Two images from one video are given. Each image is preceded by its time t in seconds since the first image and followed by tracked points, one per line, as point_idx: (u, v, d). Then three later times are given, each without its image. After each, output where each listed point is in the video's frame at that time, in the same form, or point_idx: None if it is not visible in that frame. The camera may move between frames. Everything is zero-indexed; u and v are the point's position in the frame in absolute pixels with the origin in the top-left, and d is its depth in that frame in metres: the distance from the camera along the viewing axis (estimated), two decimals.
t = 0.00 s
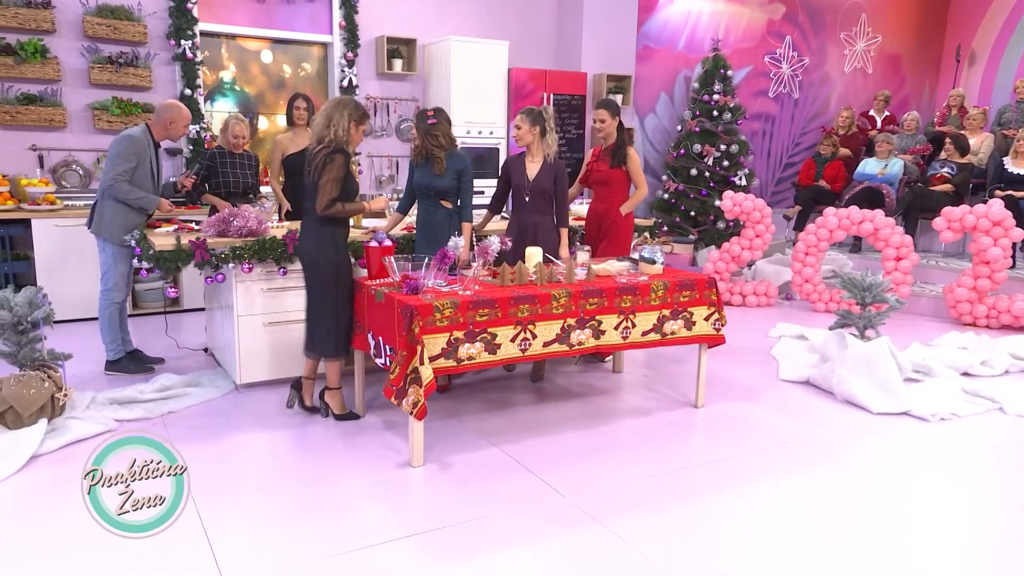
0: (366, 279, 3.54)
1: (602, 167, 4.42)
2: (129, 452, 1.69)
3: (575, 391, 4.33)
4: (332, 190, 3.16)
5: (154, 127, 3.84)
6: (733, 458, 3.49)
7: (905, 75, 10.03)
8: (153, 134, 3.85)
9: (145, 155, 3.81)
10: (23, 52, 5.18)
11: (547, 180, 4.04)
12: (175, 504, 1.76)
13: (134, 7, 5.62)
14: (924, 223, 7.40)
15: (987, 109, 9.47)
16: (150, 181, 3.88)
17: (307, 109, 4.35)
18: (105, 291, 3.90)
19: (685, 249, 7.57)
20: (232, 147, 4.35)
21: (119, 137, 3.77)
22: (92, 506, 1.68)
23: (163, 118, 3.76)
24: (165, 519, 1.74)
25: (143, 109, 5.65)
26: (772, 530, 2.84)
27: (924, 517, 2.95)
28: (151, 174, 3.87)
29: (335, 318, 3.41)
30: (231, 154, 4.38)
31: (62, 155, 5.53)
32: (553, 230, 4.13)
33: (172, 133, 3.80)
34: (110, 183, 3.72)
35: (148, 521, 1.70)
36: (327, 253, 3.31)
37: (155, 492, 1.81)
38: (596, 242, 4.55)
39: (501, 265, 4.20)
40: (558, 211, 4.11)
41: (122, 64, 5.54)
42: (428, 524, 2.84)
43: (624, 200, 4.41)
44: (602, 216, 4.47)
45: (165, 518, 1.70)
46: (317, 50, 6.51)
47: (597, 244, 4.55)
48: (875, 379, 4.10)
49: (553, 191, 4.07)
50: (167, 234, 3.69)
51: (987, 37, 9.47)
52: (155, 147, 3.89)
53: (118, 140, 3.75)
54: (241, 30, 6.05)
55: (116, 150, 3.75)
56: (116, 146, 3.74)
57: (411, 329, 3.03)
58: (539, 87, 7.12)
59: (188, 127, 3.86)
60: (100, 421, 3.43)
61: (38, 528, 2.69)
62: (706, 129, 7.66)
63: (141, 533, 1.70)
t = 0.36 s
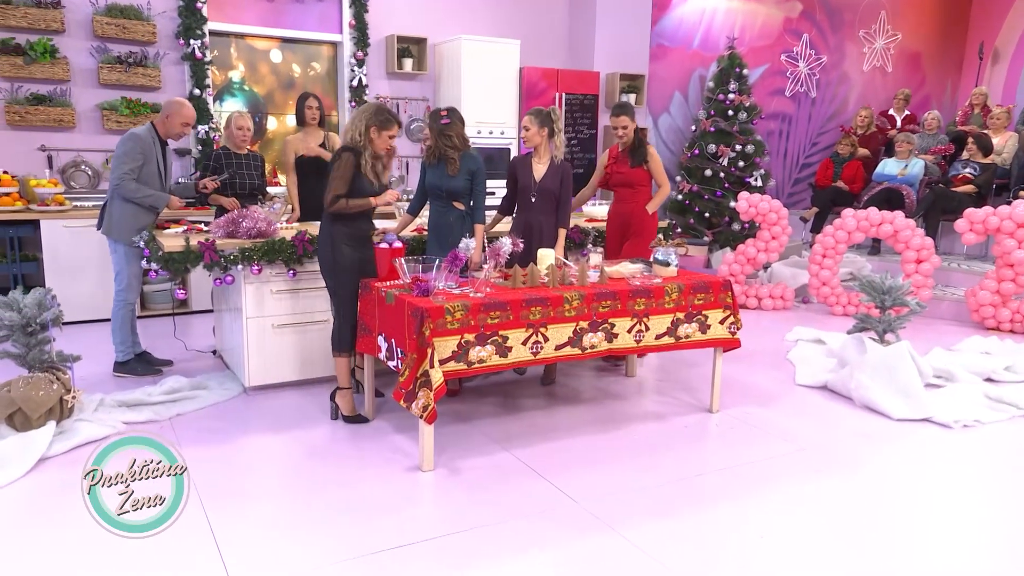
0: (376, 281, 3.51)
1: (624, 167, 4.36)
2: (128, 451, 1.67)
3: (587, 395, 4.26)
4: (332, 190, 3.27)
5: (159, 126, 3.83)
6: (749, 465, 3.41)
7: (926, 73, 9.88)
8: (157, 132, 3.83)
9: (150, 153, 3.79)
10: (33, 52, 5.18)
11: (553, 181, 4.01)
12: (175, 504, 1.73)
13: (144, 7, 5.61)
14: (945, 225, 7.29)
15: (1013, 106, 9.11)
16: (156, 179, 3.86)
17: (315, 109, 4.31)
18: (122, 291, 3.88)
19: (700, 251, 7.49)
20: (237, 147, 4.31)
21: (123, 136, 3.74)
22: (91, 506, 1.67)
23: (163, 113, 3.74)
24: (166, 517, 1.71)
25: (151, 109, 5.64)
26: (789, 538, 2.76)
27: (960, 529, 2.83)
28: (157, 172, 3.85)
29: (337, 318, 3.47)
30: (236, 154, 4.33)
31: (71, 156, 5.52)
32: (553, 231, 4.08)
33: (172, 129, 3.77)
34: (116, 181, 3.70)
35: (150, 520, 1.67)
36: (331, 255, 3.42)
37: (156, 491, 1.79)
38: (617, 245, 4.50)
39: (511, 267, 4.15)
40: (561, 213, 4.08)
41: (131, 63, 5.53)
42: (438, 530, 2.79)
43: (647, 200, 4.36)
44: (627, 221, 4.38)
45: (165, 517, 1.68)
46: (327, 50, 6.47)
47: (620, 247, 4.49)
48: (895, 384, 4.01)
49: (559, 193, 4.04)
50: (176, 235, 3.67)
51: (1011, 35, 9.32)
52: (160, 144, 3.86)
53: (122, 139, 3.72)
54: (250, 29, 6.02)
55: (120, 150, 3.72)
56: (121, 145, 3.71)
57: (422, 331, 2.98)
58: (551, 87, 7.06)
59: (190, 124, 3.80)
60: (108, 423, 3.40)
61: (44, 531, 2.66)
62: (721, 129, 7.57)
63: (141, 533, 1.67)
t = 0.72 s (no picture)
0: (386, 283, 3.46)
1: (652, 172, 4.33)
2: (129, 451, 1.68)
3: (599, 400, 4.19)
4: (331, 182, 3.48)
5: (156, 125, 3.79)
6: (766, 472, 3.33)
7: (947, 71, 9.73)
8: (154, 131, 3.79)
9: (149, 154, 3.76)
10: (42, 52, 5.13)
11: (560, 183, 3.96)
12: (176, 503, 1.73)
13: (152, 6, 5.56)
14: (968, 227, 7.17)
15: None
16: (157, 179, 3.82)
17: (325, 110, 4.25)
18: (127, 294, 3.85)
19: (714, 253, 7.39)
20: (242, 148, 4.12)
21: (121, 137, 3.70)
22: (91, 506, 1.67)
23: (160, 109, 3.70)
24: (168, 517, 1.71)
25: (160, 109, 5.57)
26: (808, 547, 2.69)
27: (986, 540, 2.74)
28: (157, 172, 3.82)
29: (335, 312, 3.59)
30: (242, 155, 4.15)
31: (80, 157, 5.47)
32: (557, 232, 4.02)
33: (167, 126, 3.71)
34: (121, 180, 3.66)
35: (150, 521, 1.67)
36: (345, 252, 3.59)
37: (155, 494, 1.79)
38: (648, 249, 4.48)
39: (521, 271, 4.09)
40: (567, 214, 4.01)
41: (140, 63, 5.46)
42: (449, 535, 2.74)
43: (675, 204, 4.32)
44: (655, 221, 4.34)
45: (166, 518, 1.68)
46: (336, 49, 6.36)
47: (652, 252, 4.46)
48: (916, 390, 3.92)
49: (565, 194, 3.99)
50: (184, 236, 3.64)
51: None
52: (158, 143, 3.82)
53: (121, 140, 3.69)
54: (260, 29, 5.93)
55: (120, 151, 3.69)
56: (119, 147, 3.67)
57: (432, 335, 2.93)
58: (564, 86, 6.97)
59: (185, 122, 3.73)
60: (116, 426, 3.37)
61: (52, 534, 2.64)
62: (735, 129, 7.50)
63: (141, 533, 1.67)
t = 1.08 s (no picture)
0: (395, 285, 3.42)
1: (681, 171, 4.28)
2: (131, 450, 1.69)
3: (610, 405, 4.13)
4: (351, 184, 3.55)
5: (155, 125, 3.75)
6: (783, 479, 3.26)
7: (969, 69, 9.57)
8: (153, 131, 3.76)
9: (152, 156, 3.74)
10: (51, 52, 5.11)
11: (565, 183, 3.90)
12: (176, 505, 1.73)
13: (161, 6, 5.51)
14: (990, 229, 7.06)
15: None
16: (161, 180, 3.81)
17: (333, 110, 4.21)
18: (131, 298, 3.83)
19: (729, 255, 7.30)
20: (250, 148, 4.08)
21: (122, 142, 3.65)
22: (90, 505, 1.67)
23: (158, 106, 3.68)
24: (169, 517, 1.72)
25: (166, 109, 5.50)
26: (830, 558, 2.60)
27: (1013, 551, 2.66)
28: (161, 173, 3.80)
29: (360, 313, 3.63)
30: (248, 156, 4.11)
31: (88, 157, 5.44)
32: (564, 235, 3.98)
33: (168, 122, 3.70)
34: (130, 189, 3.62)
35: (149, 521, 1.67)
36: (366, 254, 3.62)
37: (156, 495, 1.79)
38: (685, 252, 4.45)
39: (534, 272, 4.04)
40: (573, 216, 3.96)
41: (148, 63, 5.43)
42: (459, 541, 2.69)
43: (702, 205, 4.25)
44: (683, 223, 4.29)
45: (166, 518, 1.68)
46: (345, 49, 6.29)
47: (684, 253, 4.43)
48: (937, 396, 3.82)
49: (570, 195, 3.93)
50: (192, 238, 3.61)
51: None
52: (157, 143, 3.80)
53: (124, 146, 3.64)
54: (268, 28, 5.86)
55: (124, 157, 3.65)
56: (124, 152, 3.63)
57: (442, 338, 2.89)
58: (575, 86, 6.89)
59: (185, 115, 3.73)
60: (124, 429, 3.35)
61: (58, 538, 2.60)
62: (751, 129, 7.41)
63: (140, 533, 1.68)
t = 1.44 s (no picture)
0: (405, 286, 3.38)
1: (696, 171, 4.28)
2: (131, 451, 1.67)
3: (623, 409, 4.06)
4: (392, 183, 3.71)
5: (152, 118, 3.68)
6: (800, 486, 3.18)
7: (992, 67, 9.42)
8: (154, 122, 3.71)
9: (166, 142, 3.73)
10: (58, 52, 5.00)
11: (578, 181, 3.86)
12: (176, 504, 1.71)
13: (170, 4, 5.44)
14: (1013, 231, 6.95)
15: None
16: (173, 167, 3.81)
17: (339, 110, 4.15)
18: (142, 299, 3.80)
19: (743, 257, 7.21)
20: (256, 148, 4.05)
21: (138, 131, 3.60)
22: (90, 505, 1.65)
23: (147, 98, 3.61)
24: (170, 517, 1.69)
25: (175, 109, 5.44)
26: (852, 569, 2.53)
27: None
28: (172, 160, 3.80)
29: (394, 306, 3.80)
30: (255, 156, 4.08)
31: (96, 158, 5.35)
32: (580, 234, 3.93)
33: (162, 111, 3.64)
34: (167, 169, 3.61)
35: (149, 521, 1.65)
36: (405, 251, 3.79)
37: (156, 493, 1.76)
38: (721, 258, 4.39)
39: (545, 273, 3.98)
40: (588, 214, 3.93)
41: (156, 62, 5.34)
42: (470, 548, 2.63)
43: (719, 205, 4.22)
44: (698, 221, 4.30)
45: (165, 518, 1.66)
46: (354, 48, 6.23)
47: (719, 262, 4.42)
48: (959, 402, 3.73)
49: (585, 194, 3.89)
50: (200, 238, 3.59)
51: None
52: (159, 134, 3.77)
53: (141, 134, 3.59)
54: (277, 27, 5.81)
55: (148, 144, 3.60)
56: (146, 139, 3.59)
57: (453, 340, 2.84)
58: (587, 84, 6.82)
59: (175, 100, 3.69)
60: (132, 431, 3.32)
61: (66, 543, 2.57)
62: (767, 128, 7.31)
63: (140, 533, 1.65)
